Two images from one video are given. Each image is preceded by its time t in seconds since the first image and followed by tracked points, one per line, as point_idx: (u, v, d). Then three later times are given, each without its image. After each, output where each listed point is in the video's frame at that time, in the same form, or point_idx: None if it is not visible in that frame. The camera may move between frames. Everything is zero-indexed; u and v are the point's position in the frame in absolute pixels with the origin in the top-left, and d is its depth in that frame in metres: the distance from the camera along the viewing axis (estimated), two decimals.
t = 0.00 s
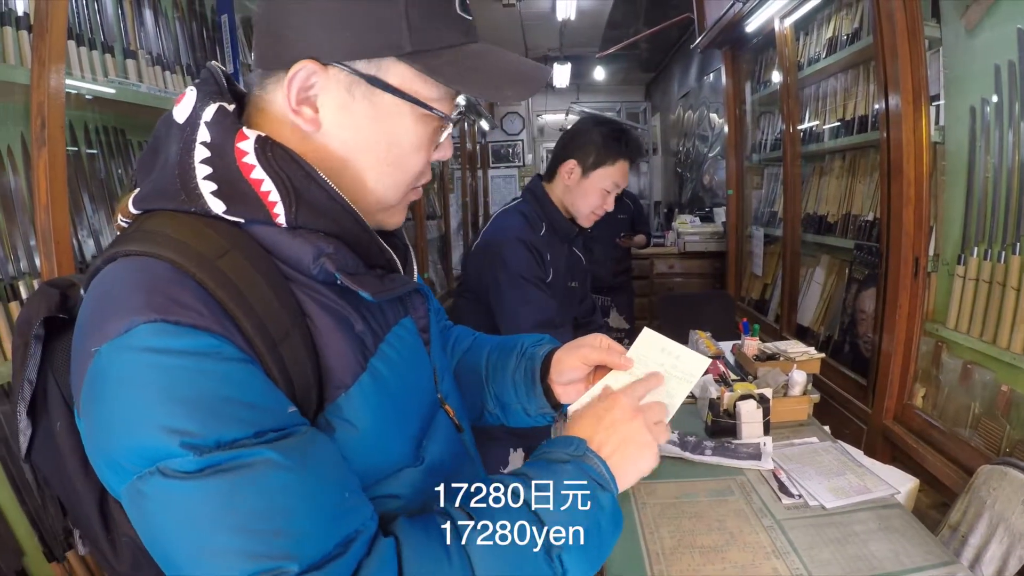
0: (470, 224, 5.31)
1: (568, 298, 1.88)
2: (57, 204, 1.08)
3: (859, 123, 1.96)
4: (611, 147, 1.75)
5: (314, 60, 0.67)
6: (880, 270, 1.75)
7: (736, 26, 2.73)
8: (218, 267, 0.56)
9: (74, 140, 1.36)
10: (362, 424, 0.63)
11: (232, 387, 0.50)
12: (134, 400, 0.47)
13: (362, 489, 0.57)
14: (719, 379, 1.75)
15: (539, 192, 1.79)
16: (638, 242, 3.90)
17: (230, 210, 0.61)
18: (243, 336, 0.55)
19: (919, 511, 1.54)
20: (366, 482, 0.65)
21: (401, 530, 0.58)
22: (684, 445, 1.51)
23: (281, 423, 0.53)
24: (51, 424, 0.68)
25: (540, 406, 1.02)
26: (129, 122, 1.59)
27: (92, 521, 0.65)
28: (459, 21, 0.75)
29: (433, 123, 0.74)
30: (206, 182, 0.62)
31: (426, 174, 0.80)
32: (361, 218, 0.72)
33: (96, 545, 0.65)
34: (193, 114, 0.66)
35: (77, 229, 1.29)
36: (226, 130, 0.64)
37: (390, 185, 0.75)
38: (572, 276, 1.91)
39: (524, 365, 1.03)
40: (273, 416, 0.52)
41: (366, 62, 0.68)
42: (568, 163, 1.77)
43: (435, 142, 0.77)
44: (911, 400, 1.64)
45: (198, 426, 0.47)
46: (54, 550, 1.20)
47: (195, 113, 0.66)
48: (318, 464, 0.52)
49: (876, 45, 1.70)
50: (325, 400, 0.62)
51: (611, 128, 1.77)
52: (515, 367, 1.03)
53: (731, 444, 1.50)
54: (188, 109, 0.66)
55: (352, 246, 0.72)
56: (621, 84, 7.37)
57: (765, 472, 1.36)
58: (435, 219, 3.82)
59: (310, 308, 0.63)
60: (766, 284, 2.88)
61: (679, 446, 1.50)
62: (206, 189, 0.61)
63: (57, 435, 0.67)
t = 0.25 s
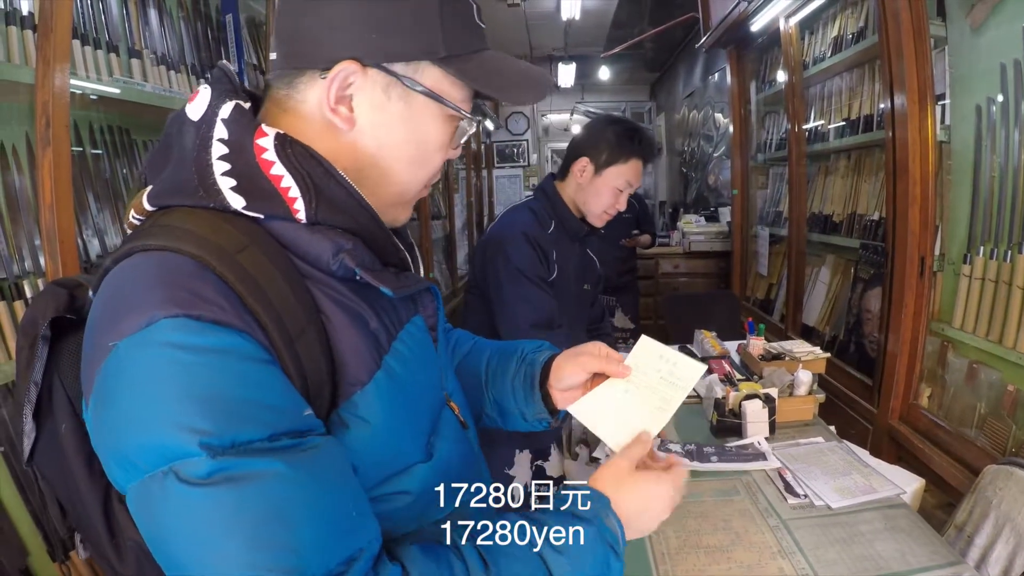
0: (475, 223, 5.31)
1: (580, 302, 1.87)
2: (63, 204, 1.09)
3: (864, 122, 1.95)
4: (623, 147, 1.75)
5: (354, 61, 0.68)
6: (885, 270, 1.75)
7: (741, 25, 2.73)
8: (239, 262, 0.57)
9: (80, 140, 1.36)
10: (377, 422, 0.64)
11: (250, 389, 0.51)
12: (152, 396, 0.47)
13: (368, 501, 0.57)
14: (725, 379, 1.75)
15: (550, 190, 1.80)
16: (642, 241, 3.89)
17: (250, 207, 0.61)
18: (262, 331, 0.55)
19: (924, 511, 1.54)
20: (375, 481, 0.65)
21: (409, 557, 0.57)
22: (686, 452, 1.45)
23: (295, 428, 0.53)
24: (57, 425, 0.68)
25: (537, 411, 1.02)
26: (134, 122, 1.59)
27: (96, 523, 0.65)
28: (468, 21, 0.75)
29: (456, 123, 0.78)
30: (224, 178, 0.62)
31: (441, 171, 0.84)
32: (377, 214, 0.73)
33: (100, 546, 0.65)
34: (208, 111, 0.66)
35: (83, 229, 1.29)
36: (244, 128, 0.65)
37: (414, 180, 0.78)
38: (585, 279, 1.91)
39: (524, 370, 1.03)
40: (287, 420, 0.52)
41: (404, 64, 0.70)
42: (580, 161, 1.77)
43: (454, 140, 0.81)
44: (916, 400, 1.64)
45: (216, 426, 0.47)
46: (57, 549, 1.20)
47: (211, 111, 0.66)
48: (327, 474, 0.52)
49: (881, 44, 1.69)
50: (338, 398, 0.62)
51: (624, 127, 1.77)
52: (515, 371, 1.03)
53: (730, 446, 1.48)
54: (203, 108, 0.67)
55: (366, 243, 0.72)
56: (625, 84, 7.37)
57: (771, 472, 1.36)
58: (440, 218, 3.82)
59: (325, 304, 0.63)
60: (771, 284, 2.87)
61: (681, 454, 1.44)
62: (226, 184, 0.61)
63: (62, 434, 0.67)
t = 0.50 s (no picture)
0: (478, 223, 5.31)
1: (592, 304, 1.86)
2: (67, 202, 1.09)
3: (869, 122, 1.95)
4: (633, 144, 1.74)
5: (371, 56, 0.69)
6: (890, 270, 1.75)
7: (746, 25, 2.72)
8: (264, 251, 0.57)
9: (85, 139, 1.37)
10: (393, 413, 0.64)
11: (275, 376, 0.50)
12: (179, 378, 0.47)
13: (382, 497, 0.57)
14: (729, 379, 1.75)
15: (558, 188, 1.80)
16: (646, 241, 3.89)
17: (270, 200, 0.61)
18: (287, 318, 0.55)
19: (928, 512, 1.53)
20: (388, 472, 0.65)
21: (429, 558, 0.56)
22: (689, 457, 1.42)
23: (316, 418, 0.53)
24: (65, 421, 0.69)
25: (536, 416, 1.01)
26: (139, 120, 1.59)
27: (105, 522, 0.65)
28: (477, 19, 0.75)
29: (469, 124, 0.78)
30: (248, 171, 0.62)
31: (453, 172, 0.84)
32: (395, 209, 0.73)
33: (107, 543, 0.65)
34: (231, 108, 0.66)
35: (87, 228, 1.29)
36: (267, 123, 0.65)
37: (429, 178, 0.78)
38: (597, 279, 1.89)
39: (524, 375, 1.03)
40: (310, 410, 0.52)
41: (417, 60, 0.71)
42: (589, 158, 1.76)
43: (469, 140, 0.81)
44: (921, 400, 1.64)
45: (243, 410, 0.47)
46: (60, 547, 1.21)
47: (233, 107, 0.66)
48: (346, 467, 0.52)
49: (887, 43, 1.69)
50: (355, 388, 0.62)
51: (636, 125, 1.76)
52: (515, 376, 1.03)
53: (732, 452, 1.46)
54: (225, 104, 0.67)
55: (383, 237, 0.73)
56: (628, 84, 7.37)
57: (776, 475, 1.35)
58: (443, 218, 3.82)
59: (344, 295, 0.63)
60: (775, 284, 2.87)
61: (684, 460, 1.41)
62: (251, 176, 0.61)
63: (71, 430, 0.68)
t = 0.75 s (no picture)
0: (482, 224, 5.31)
1: (600, 305, 1.85)
2: (72, 202, 1.09)
3: (874, 122, 1.94)
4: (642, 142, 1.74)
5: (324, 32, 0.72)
6: (895, 270, 1.74)
7: (750, 24, 2.72)
8: (267, 232, 0.57)
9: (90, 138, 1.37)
10: (391, 398, 0.63)
11: (267, 346, 0.50)
12: (171, 343, 0.47)
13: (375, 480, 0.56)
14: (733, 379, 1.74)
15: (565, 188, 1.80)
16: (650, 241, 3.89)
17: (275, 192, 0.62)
18: (284, 297, 0.55)
19: (932, 513, 1.53)
20: (388, 459, 0.65)
21: (420, 543, 0.57)
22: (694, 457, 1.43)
23: (311, 392, 0.52)
24: (81, 409, 0.70)
25: (547, 415, 1.01)
26: (144, 120, 1.59)
27: (117, 513, 0.66)
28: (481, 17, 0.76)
29: (430, 87, 0.71)
30: (258, 159, 0.63)
31: (438, 151, 0.75)
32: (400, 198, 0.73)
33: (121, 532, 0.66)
34: (246, 100, 0.68)
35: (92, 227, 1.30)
36: (280, 114, 0.66)
37: (393, 146, 0.71)
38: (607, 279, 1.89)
39: (535, 374, 1.03)
40: (304, 385, 0.52)
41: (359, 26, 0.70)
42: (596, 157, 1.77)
43: (447, 110, 0.73)
44: (926, 401, 1.63)
45: (233, 376, 0.47)
46: (64, 545, 1.21)
47: (247, 99, 0.68)
48: (337, 442, 0.51)
49: (891, 43, 1.69)
50: (356, 372, 0.62)
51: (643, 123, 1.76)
52: (526, 376, 1.03)
53: (737, 453, 1.46)
54: (240, 96, 0.68)
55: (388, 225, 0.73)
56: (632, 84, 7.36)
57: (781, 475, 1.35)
58: (447, 218, 3.82)
59: (345, 280, 0.63)
60: (780, 285, 2.86)
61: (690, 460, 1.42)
62: (261, 164, 0.62)
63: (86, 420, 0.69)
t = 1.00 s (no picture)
0: (486, 222, 5.32)
1: (604, 304, 1.84)
2: (77, 201, 1.09)
3: (878, 121, 1.94)
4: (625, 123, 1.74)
5: (356, 41, 0.69)
6: (899, 270, 1.74)
7: (753, 24, 2.71)
8: (271, 245, 0.57)
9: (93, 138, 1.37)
10: (399, 405, 0.63)
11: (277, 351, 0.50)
12: (182, 352, 0.48)
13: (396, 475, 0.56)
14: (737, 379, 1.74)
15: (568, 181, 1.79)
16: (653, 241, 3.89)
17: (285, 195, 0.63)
18: (291, 306, 0.55)
19: (936, 513, 1.53)
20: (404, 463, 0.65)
21: (457, 535, 0.56)
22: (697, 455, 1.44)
23: (322, 393, 0.52)
24: (96, 408, 0.68)
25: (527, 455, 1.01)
26: (147, 119, 1.59)
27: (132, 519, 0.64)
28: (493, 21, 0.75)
29: (469, 102, 0.71)
30: (264, 166, 0.63)
31: (468, 165, 0.76)
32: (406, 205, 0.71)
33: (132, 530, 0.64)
34: (254, 106, 0.68)
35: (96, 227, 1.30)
36: (286, 121, 0.66)
37: (431, 163, 0.71)
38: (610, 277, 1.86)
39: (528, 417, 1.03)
40: (317, 387, 0.52)
41: (399, 39, 0.68)
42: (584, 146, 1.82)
43: (483, 127, 0.74)
44: (930, 401, 1.63)
45: (242, 382, 0.47)
46: (68, 544, 1.21)
47: (256, 107, 0.67)
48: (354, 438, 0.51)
49: (895, 43, 1.68)
50: (363, 381, 0.62)
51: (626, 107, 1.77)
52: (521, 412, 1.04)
53: (742, 454, 1.45)
54: (249, 103, 0.68)
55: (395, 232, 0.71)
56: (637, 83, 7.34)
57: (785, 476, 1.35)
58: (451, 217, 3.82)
59: (353, 289, 0.63)
60: (784, 284, 2.86)
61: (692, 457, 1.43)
62: (265, 172, 0.63)
63: (100, 417, 0.67)
